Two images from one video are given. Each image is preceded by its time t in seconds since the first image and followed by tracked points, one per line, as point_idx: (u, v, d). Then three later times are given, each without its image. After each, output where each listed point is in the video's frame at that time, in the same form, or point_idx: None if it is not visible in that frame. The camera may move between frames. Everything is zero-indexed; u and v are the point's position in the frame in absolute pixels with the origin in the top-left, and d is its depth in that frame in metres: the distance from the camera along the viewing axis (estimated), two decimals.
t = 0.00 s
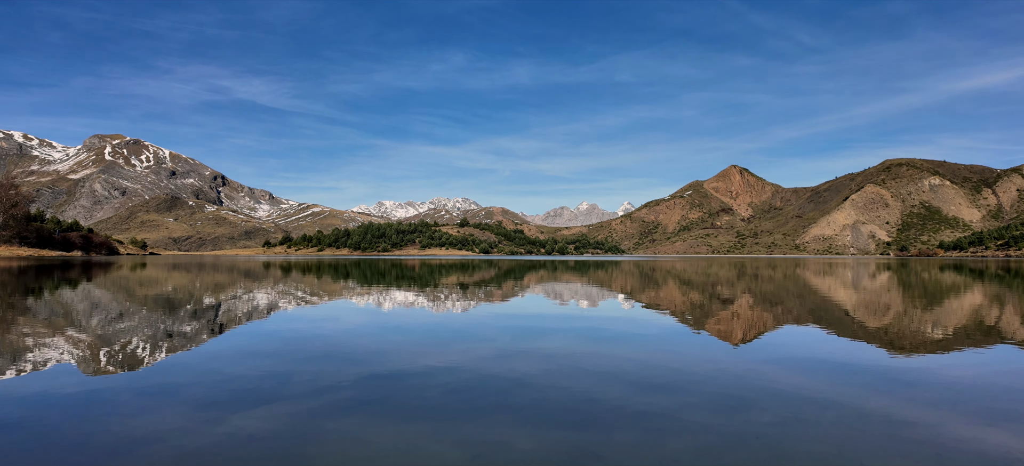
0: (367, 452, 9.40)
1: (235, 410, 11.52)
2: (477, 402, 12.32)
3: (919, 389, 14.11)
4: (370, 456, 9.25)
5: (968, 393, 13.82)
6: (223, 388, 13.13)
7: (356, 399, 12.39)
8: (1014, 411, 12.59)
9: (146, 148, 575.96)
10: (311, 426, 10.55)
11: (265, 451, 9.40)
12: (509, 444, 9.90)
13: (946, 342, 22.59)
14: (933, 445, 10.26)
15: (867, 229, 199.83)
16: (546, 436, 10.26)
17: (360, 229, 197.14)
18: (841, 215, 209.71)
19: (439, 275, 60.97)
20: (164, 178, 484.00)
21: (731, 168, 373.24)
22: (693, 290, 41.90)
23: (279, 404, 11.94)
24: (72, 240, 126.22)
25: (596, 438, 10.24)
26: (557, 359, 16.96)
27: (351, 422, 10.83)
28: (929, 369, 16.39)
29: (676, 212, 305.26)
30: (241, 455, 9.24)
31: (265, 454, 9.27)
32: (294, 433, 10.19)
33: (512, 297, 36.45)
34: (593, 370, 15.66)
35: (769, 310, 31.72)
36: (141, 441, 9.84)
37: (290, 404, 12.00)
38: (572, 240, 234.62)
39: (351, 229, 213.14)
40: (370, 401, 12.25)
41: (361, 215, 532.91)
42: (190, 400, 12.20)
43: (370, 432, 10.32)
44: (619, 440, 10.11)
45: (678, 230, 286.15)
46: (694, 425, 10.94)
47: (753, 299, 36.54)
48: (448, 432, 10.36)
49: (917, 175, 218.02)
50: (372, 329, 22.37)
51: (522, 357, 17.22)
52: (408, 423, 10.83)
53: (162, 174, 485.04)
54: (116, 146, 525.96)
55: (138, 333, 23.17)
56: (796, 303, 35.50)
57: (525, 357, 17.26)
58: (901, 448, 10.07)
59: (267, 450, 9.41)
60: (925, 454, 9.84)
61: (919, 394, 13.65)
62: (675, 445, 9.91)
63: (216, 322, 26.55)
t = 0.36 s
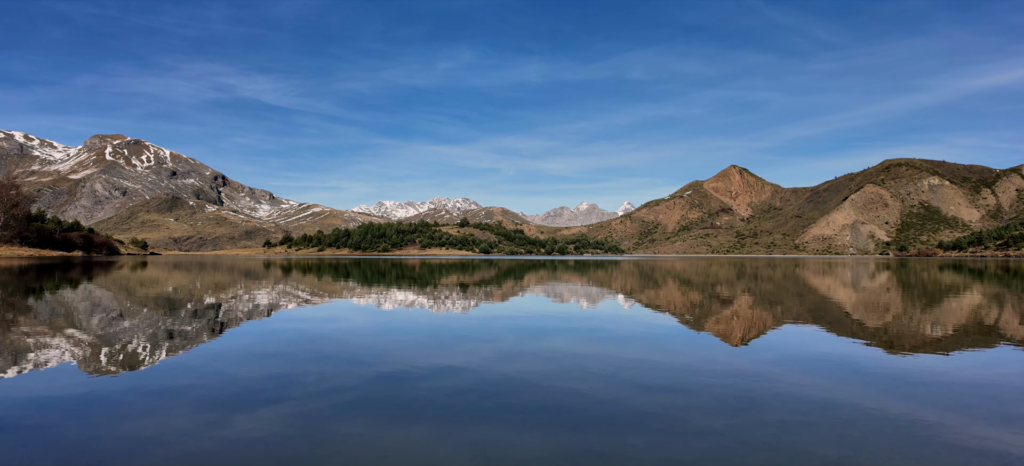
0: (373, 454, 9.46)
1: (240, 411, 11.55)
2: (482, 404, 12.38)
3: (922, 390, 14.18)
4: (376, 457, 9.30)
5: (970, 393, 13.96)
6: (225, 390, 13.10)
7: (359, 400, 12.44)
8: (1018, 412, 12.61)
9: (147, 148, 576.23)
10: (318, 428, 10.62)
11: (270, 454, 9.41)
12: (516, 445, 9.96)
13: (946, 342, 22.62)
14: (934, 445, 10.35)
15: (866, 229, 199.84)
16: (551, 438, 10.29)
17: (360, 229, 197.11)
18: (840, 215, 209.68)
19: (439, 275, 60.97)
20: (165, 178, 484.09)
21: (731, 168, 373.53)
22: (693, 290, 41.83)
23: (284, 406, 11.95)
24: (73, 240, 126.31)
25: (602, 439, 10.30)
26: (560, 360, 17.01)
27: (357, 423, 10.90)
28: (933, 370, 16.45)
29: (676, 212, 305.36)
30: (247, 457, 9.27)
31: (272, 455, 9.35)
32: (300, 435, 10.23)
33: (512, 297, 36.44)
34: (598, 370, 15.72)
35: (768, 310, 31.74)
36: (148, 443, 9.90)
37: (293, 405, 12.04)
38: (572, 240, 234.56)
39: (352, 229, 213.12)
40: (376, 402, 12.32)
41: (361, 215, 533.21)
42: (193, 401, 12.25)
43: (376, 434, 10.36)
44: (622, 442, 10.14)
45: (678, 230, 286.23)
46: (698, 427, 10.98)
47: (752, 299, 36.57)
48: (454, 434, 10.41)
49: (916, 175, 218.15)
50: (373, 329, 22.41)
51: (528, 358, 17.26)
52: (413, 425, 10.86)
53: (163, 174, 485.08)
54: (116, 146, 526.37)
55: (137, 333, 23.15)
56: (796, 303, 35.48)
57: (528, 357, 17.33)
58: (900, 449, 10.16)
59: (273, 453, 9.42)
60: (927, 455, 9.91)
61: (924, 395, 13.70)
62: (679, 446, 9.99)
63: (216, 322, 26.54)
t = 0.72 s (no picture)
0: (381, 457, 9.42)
1: (245, 413, 11.54)
2: (489, 405, 12.40)
3: (927, 390, 14.23)
4: (386, 459, 9.39)
5: (974, 393, 14.04)
6: (228, 392, 13.06)
7: (366, 403, 12.37)
8: None
9: (147, 148, 576.21)
10: (325, 430, 10.61)
11: (277, 457, 9.37)
12: (526, 448, 9.92)
13: (943, 341, 22.88)
14: (940, 447, 10.38)
15: (866, 229, 200.03)
16: (561, 441, 10.24)
17: (361, 229, 197.05)
18: (840, 214, 209.75)
19: (439, 275, 60.93)
20: (165, 178, 483.91)
21: (730, 168, 373.84)
22: (692, 290, 41.83)
23: (290, 408, 11.93)
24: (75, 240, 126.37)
25: (611, 440, 10.31)
26: (568, 361, 17.07)
27: (364, 425, 10.90)
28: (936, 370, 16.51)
29: (676, 212, 305.58)
30: (253, 461, 9.22)
31: (280, 459, 9.31)
32: (306, 438, 10.20)
33: (512, 297, 36.59)
34: (604, 371, 15.75)
35: (767, 309, 32.05)
36: (153, 446, 9.85)
37: (298, 407, 11.96)
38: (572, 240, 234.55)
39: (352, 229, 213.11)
40: (382, 403, 12.32)
41: (361, 215, 533.08)
42: (197, 404, 12.15)
43: (384, 435, 10.36)
44: (632, 445, 10.05)
45: (678, 230, 286.37)
46: (707, 428, 11.00)
47: (751, 298, 36.80)
48: (463, 436, 10.38)
49: (915, 175, 218.34)
50: (376, 329, 22.54)
51: (533, 359, 17.30)
52: (421, 426, 10.87)
53: (164, 174, 485.10)
54: (117, 146, 526.54)
55: (138, 333, 23.18)
56: (795, 303, 35.67)
57: (535, 358, 17.38)
58: (905, 450, 10.19)
59: (281, 457, 9.38)
60: (935, 456, 9.96)
61: (928, 395, 13.77)
62: (688, 448, 10.00)
63: (217, 322, 26.56)
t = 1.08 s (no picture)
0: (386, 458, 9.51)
1: (250, 414, 11.58)
2: (494, 406, 12.48)
3: (929, 390, 14.32)
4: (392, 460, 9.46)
5: (974, 392, 14.17)
6: (231, 393, 13.12)
7: (371, 403, 12.45)
8: None
9: (148, 148, 576.53)
10: (331, 431, 10.67)
11: (283, 458, 9.42)
12: (531, 449, 9.99)
13: (943, 341, 23.06)
14: (940, 446, 10.48)
15: (865, 229, 200.17)
16: (564, 441, 10.35)
17: (361, 229, 197.12)
18: (840, 214, 209.85)
19: (439, 275, 60.96)
20: (166, 178, 484.14)
21: (730, 168, 374.26)
22: (692, 289, 41.79)
23: (294, 409, 11.98)
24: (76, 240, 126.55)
25: (615, 441, 10.41)
26: (573, 361, 17.16)
27: (370, 425, 10.98)
28: (937, 370, 16.62)
29: (676, 212, 305.85)
30: (259, 462, 9.28)
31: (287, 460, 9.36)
32: (312, 439, 10.24)
33: (512, 296, 36.74)
34: (609, 371, 15.80)
35: (767, 309, 32.27)
36: (158, 447, 9.91)
37: (302, 409, 12.03)
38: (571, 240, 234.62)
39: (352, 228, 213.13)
40: (387, 405, 12.36)
41: (361, 215, 533.23)
42: (199, 405, 12.20)
43: (390, 436, 10.44)
44: (635, 445, 10.14)
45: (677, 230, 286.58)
46: (707, 428, 11.10)
47: (752, 298, 37.02)
48: (469, 437, 10.43)
49: (914, 175, 218.67)
50: (379, 329, 22.68)
51: (537, 359, 17.37)
52: (426, 427, 10.97)
53: (164, 174, 485.48)
54: (118, 146, 527.04)
55: (138, 333, 23.22)
56: (795, 302, 35.87)
57: (540, 358, 17.47)
58: (909, 450, 10.25)
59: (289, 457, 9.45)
60: (936, 455, 10.05)
61: (930, 394, 13.86)
62: (693, 449, 10.05)
63: (218, 322, 26.55)
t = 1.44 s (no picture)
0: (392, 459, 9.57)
1: (255, 416, 11.62)
2: (501, 407, 12.54)
3: (931, 390, 14.42)
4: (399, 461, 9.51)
5: (980, 393, 14.19)
6: (237, 395, 13.17)
7: (377, 405, 12.49)
8: None
9: (148, 149, 576.77)
10: (337, 433, 10.71)
11: (288, 460, 9.50)
12: (538, 450, 10.04)
13: (942, 341, 23.16)
14: (937, 445, 10.61)
15: (864, 228, 200.34)
16: (571, 442, 10.41)
17: (361, 229, 197.16)
18: (839, 214, 210.04)
19: (439, 274, 61.04)
20: (167, 178, 484.32)
21: (730, 168, 374.51)
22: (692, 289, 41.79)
23: (299, 411, 12.00)
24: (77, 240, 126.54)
25: (621, 444, 10.36)
26: (579, 362, 17.18)
27: (374, 427, 10.99)
28: (942, 370, 16.67)
29: (675, 212, 306.12)
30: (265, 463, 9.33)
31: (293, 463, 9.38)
32: (319, 442, 10.30)
33: (512, 296, 36.82)
34: (615, 373, 15.81)
35: (767, 308, 32.38)
36: (165, 451, 9.94)
37: (307, 410, 12.07)
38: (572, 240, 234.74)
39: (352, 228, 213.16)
40: (393, 407, 12.39)
41: (362, 215, 533.45)
42: (202, 408, 12.21)
43: (395, 439, 10.50)
44: (638, 447, 10.18)
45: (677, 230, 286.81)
46: (712, 429, 11.12)
47: (751, 297, 37.13)
48: (475, 440, 10.48)
49: (913, 175, 218.97)
50: (381, 329, 22.72)
51: (543, 360, 17.40)
52: (432, 431, 10.88)
53: (165, 174, 485.82)
54: (119, 146, 527.43)
55: (139, 333, 23.25)
56: (794, 302, 35.95)
57: (546, 359, 17.51)
58: (914, 450, 10.33)
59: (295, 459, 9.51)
60: (936, 454, 10.15)
61: (933, 394, 13.94)
62: (697, 450, 10.11)
63: (218, 322, 26.58)
